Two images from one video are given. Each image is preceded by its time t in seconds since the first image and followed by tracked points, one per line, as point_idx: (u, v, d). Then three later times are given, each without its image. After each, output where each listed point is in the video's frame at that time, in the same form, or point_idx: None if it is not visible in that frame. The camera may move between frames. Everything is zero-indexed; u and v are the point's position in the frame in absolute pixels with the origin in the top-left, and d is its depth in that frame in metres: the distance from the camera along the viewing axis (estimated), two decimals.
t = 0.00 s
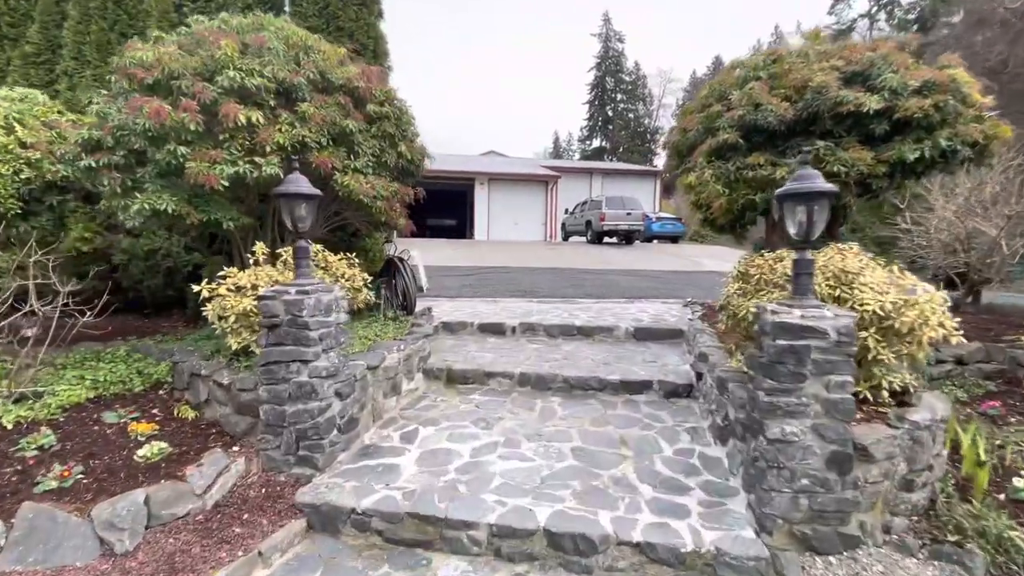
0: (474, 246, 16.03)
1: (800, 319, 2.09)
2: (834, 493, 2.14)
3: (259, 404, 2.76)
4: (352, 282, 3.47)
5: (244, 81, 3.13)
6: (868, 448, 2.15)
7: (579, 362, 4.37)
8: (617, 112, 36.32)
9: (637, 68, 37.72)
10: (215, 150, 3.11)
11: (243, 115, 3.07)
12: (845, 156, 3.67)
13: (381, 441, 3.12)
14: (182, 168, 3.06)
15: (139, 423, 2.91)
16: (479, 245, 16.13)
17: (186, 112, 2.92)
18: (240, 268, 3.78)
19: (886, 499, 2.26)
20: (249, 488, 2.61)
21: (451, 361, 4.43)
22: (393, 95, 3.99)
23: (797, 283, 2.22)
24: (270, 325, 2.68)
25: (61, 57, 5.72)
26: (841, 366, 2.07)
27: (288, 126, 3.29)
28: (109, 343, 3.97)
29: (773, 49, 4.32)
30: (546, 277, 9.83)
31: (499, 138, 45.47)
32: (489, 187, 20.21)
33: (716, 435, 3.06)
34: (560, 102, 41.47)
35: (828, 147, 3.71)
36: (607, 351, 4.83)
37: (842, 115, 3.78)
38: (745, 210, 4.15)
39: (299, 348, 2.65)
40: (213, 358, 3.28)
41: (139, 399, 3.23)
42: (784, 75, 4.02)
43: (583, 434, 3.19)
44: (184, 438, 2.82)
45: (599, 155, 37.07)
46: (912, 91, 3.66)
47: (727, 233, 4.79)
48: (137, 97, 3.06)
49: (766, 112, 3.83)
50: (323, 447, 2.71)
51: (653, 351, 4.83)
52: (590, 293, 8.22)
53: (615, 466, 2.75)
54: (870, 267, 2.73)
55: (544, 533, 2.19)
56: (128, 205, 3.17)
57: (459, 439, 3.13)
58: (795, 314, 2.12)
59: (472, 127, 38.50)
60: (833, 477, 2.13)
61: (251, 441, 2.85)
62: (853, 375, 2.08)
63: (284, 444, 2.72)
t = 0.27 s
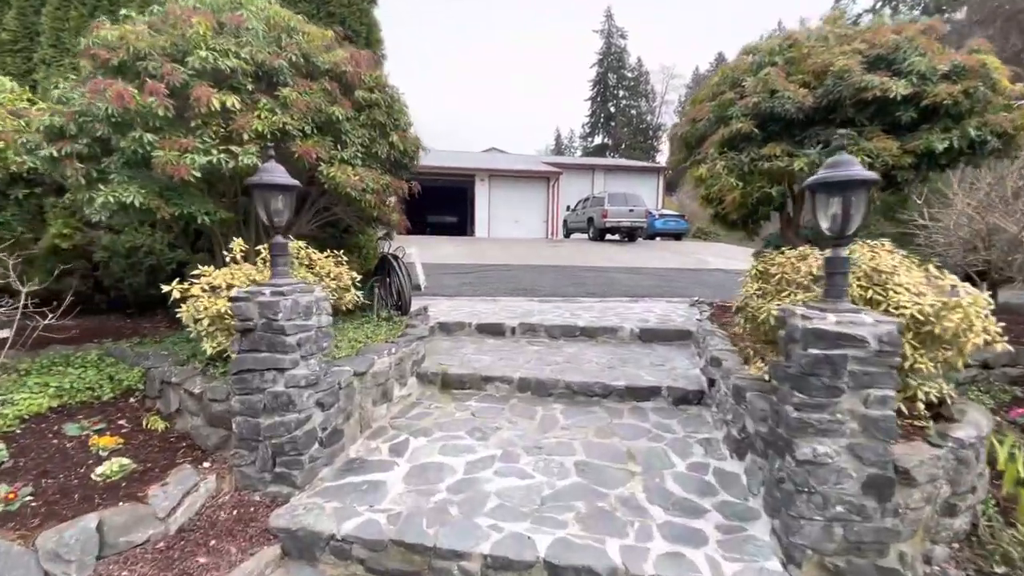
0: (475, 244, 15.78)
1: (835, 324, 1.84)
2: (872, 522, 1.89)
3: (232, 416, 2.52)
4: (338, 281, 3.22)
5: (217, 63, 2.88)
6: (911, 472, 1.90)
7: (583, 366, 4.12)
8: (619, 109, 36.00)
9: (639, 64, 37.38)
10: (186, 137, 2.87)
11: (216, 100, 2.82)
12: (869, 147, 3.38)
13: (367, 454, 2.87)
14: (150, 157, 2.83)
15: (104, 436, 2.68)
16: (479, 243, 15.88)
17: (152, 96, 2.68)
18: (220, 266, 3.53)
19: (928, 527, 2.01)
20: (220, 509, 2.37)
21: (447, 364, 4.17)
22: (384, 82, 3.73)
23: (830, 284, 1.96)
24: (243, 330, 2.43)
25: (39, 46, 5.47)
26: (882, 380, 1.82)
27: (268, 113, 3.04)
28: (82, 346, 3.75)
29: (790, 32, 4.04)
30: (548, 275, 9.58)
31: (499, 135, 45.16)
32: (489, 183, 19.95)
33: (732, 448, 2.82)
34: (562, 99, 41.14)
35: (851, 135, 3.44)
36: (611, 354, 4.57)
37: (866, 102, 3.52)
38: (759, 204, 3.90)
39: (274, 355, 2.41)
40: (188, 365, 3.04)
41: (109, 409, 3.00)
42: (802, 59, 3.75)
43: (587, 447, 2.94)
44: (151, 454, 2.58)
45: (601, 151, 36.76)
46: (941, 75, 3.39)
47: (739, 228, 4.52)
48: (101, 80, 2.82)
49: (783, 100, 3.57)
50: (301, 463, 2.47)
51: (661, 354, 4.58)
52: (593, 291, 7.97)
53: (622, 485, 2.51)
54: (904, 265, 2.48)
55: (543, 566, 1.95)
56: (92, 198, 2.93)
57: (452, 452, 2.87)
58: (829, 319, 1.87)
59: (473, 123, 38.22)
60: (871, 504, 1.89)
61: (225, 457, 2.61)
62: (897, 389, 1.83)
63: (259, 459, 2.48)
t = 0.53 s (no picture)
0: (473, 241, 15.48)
1: (893, 333, 1.55)
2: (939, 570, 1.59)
3: (192, 434, 2.23)
4: (318, 280, 2.92)
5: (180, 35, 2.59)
6: (981, 508, 1.61)
7: (587, 371, 3.82)
8: (619, 105, 35.67)
9: (639, 60, 37.05)
10: (145, 120, 2.58)
11: (177, 76, 2.53)
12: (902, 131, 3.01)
13: (348, 474, 2.57)
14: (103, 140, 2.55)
15: (51, 455, 2.39)
16: (477, 240, 15.58)
17: (103, 71, 2.40)
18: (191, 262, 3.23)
19: (995, 570, 1.72)
20: (176, 542, 2.08)
21: (440, 369, 3.87)
22: (371, 62, 3.43)
23: (885, 286, 1.66)
24: (204, 336, 2.13)
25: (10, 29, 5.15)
26: (952, 401, 1.52)
27: (239, 93, 2.73)
28: (43, 351, 3.46)
29: (813, 11, 3.74)
30: (548, 273, 9.28)
31: (499, 131, 44.78)
32: (488, 180, 19.63)
33: (756, 468, 2.52)
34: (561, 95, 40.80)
35: (882, 120, 3.12)
36: (617, 357, 4.27)
37: (899, 85, 3.20)
38: (778, 198, 3.60)
39: (237, 365, 2.11)
40: (152, 373, 2.75)
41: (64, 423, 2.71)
42: (828, 40, 3.46)
43: (593, 465, 2.65)
44: (103, 476, 2.30)
45: (601, 148, 36.45)
46: (983, 55, 3.09)
47: (754, 223, 4.23)
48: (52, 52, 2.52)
49: (806, 82, 3.29)
50: (270, 488, 2.18)
51: (669, 358, 4.28)
52: (595, 290, 7.66)
53: (635, 513, 2.21)
54: (958, 264, 2.17)
55: None
56: (40, 189, 2.62)
57: (443, 471, 2.57)
58: (889, 329, 1.57)
59: (471, 120, 37.89)
60: (935, 547, 1.59)
61: (187, 478, 2.32)
62: (971, 412, 1.53)
63: (222, 482, 2.19)
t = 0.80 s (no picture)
0: (469, 239, 15.18)
1: (959, 363, 1.28)
2: None
3: (135, 466, 1.95)
4: (288, 286, 2.63)
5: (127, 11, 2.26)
6: None
7: (586, 383, 3.54)
8: (617, 102, 35.37)
9: (637, 57, 36.76)
10: (90, 108, 2.28)
11: (123, 58, 2.23)
12: (932, 126, 2.78)
13: (319, 505, 2.29)
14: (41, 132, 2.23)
15: None
16: (473, 238, 15.27)
17: (39, 53, 2.10)
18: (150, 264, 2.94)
19: None
20: None
21: (427, 380, 3.58)
22: (352, 47, 3.13)
23: (944, 304, 1.40)
24: (145, 356, 1.84)
25: None
26: None
27: (198, 78, 2.44)
28: None
29: None
30: (545, 273, 9.00)
31: (496, 128, 44.40)
32: (484, 177, 19.32)
33: (775, 499, 2.25)
34: (559, 92, 40.46)
35: (912, 112, 2.88)
36: (618, 366, 3.99)
37: (929, 74, 2.95)
38: (791, 197, 3.32)
39: (184, 388, 1.82)
40: (101, 390, 2.47)
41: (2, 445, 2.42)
42: (847, 25, 3.19)
43: (593, 493, 2.38)
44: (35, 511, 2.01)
45: (598, 145, 36.15)
46: None
47: (764, 222, 3.95)
48: None
49: (826, 70, 3.03)
50: (224, 529, 1.90)
51: (674, 367, 4.00)
52: (594, 292, 7.38)
53: (642, 555, 1.95)
54: (1015, 274, 1.91)
55: None
56: None
57: (426, 503, 2.30)
58: (955, 358, 1.29)
59: (468, 116, 37.53)
60: None
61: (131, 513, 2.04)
62: None
63: (169, 522, 1.92)
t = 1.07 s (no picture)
0: (468, 236, 14.93)
1: None
2: None
3: (66, 494, 1.69)
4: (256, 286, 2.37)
5: None
6: None
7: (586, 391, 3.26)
8: (620, 99, 35.05)
9: (640, 54, 36.44)
10: (27, 88, 2.02)
11: (62, 30, 1.95)
12: (972, 111, 2.55)
13: (284, 534, 2.04)
14: None
15: None
16: (473, 236, 15.01)
17: None
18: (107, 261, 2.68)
19: None
20: None
21: (415, 387, 3.32)
22: (330, 26, 2.87)
23: None
24: (73, 370, 1.58)
25: None
26: None
27: (153, 54, 2.17)
28: None
29: None
30: (545, 272, 8.73)
31: (498, 125, 44.08)
32: (485, 173, 19.05)
33: (799, 531, 2.00)
34: (561, 89, 40.15)
35: (948, 96, 2.65)
36: (621, 372, 3.72)
37: (965, 54, 2.72)
38: (810, 191, 3.05)
39: (116, 407, 1.56)
40: (45, 402, 2.22)
41: None
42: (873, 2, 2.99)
43: (592, 520, 2.12)
44: None
45: (601, 143, 35.82)
46: None
47: (779, 218, 3.67)
48: None
49: (852, 50, 2.78)
50: (166, 568, 1.66)
51: (681, 373, 3.73)
52: (596, 291, 7.10)
53: None
54: None
55: None
56: None
57: (404, 532, 2.04)
58: None
59: (470, 113, 37.25)
60: None
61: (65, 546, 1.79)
62: None
63: (103, 560, 1.67)
